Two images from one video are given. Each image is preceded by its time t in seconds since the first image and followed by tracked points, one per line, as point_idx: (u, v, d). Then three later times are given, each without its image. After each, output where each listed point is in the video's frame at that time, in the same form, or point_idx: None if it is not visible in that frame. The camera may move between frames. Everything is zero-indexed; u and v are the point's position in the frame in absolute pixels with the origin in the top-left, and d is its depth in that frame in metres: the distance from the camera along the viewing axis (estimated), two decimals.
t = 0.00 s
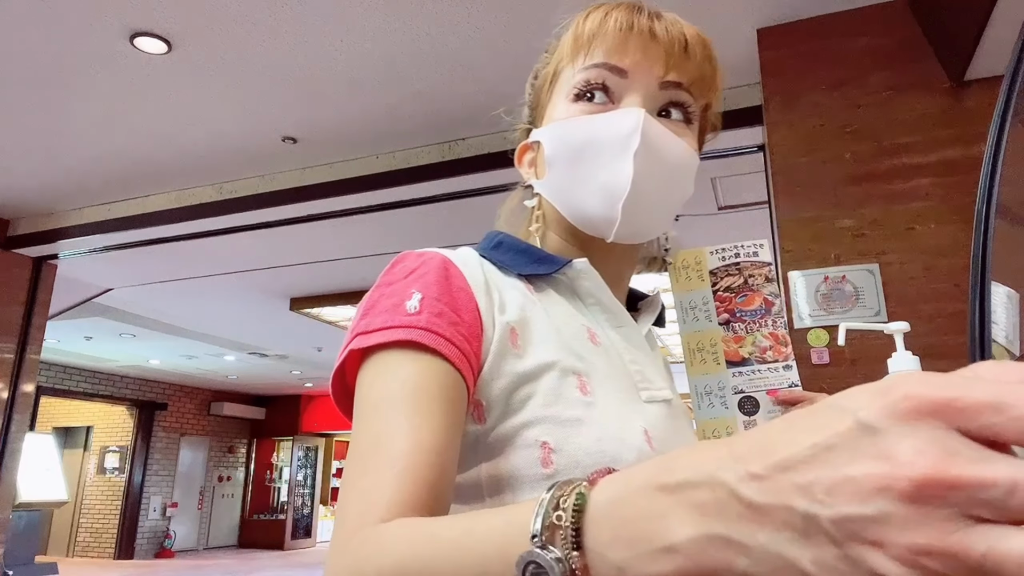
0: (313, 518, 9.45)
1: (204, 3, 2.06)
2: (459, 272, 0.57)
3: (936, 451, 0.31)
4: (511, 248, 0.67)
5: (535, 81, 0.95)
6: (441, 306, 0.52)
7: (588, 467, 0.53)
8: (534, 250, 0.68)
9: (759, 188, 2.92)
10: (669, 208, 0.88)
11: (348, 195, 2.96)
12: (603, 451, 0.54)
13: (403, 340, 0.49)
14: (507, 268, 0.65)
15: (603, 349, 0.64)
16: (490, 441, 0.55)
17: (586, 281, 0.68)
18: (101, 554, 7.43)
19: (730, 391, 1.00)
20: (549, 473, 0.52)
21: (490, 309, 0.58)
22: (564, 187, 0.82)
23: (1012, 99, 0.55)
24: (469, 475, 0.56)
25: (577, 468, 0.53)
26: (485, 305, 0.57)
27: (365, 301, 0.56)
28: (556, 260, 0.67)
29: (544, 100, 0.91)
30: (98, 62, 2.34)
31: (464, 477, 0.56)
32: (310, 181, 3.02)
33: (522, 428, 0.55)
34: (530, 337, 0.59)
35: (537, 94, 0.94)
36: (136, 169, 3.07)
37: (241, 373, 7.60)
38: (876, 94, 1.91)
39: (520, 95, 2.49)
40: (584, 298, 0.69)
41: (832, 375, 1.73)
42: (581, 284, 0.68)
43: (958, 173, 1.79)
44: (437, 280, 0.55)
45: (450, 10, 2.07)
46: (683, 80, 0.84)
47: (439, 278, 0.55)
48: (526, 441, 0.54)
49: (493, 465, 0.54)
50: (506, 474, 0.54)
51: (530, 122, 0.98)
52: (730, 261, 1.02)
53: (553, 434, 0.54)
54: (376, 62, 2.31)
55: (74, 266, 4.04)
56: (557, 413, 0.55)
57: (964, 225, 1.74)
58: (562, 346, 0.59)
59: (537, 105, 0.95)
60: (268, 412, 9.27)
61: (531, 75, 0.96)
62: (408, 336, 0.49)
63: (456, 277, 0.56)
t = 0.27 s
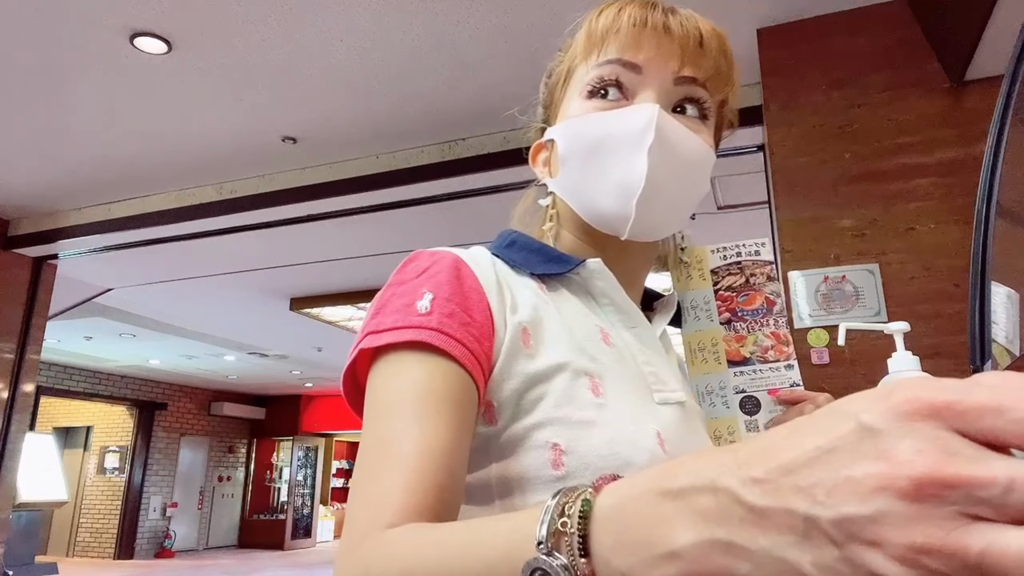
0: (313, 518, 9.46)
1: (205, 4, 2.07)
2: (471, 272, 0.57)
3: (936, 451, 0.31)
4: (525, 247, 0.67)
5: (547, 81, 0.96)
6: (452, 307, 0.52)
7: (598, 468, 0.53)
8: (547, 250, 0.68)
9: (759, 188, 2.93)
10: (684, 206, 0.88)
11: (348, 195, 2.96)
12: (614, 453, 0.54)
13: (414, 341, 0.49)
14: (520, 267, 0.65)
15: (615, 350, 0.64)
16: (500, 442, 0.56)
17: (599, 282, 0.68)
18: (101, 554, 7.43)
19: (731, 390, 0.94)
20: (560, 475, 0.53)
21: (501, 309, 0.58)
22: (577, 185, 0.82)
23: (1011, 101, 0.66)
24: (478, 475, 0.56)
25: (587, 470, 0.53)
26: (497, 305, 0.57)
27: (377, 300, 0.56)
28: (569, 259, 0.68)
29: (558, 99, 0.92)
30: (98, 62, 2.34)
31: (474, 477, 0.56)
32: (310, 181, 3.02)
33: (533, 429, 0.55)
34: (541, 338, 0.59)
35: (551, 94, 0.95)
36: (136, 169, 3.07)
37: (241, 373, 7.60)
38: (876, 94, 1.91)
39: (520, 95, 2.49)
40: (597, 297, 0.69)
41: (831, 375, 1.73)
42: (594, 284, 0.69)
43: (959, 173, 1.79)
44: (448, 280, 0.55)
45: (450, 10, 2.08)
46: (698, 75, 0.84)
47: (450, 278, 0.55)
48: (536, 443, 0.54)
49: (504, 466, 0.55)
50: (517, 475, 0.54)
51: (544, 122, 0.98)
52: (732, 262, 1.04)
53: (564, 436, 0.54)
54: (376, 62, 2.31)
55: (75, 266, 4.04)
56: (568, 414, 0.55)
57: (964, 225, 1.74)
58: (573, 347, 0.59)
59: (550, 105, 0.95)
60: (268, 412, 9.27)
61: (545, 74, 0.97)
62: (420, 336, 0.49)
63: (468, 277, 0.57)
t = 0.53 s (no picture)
0: (313, 518, 9.46)
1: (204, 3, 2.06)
2: (487, 272, 0.57)
3: (929, 446, 0.31)
4: (541, 246, 0.67)
5: (564, 77, 0.95)
6: (468, 307, 0.52)
7: (616, 472, 0.53)
8: (565, 248, 0.68)
9: (758, 188, 2.93)
10: (702, 205, 0.87)
11: (348, 195, 2.96)
12: (632, 457, 0.53)
13: (428, 341, 0.49)
14: (539, 267, 0.65)
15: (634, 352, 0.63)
16: (516, 444, 0.55)
17: (618, 281, 0.67)
18: (101, 554, 7.43)
19: (743, 390, 0.93)
20: (578, 477, 0.52)
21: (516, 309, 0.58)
22: (595, 182, 0.81)
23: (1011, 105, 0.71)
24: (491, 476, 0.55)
25: (606, 473, 0.53)
26: (512, 305, 0.57)
27: (391, 299, 0.56)
28: (587, 259, 0.67)
29: (576, 95, 0.91)
30: (98, 61, 2.34)
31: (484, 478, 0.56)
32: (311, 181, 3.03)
33: (550, 431, 0.54)
34: (558, 339, 0.58)
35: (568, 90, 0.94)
36: (136, 169, 3.07)
37: (240, 373, 7.60)
38: (877, 94, 1.91)
39: (520, 96, 2.49)
40: (616, 298, 0.68)
41: (832, 375, 1.73)
42: (613, 285, 0.68)
43: (958, 173, 1.79)
44: (464, 280, 0.55)
45: (450, 10, 2.08)
46: (718, 69, 0.83)
47: (466, 278, 0.55)
48: (553, 446, 0.54)
49: (518, 467, 0.54)
50: (533, 478, 0.53)
51: (560, 118, 0.98)
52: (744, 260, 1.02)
53: (582, 438, 0.54)
54: (376, 61, 2.31)
55: (74, 266, 4.04)
56: (585, 416, 0.54)
57: (964, 225, 1.74)
58: (591, 348, 0.59)
59: (567, 102, 0.95)
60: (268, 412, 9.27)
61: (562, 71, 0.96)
62: (434, 336, 0.49)
63: (484, 277, 0.56)
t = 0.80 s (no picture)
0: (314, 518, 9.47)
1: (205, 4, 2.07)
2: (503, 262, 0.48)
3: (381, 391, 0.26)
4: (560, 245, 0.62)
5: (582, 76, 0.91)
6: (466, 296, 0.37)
7: (643, 477, 0.48)
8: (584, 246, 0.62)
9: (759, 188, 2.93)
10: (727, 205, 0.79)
11: (348, 195, 2.96)
12: (658, 460, 0.49)
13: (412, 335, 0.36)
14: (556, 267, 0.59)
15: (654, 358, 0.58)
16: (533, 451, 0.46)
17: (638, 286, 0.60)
18: (101, 554, 7.44)
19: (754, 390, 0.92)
20: (605, 481, 0.47)
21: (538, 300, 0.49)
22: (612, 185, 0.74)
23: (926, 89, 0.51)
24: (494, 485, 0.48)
25: (633, 479, 0.48)
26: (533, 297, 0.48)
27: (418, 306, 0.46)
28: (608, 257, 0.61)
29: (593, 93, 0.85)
30: (98, 62, 2.34)
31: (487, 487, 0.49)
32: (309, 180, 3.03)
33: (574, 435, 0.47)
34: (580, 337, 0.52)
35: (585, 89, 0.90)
36: (136, 169, 3.07)
37: (241, 373, 7.61)
38: (877, 94, 1.91)
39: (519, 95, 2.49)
40: (635, 303, 0.61)
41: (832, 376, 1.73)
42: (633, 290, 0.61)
43: (959, 173, 1.79)
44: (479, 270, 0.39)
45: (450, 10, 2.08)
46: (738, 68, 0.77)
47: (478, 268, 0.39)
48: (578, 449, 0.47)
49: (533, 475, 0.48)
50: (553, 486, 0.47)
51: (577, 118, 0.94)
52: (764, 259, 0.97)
53: (607, 442, 0.48)
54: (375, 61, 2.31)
55: (75, 266, 4.05)
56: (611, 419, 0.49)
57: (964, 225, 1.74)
58: (612, 349, 0.54)
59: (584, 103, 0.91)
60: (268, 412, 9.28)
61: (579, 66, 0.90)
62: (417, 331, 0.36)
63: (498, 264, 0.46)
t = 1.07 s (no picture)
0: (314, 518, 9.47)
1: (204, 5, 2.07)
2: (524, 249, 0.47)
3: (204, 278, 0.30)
4: (572, 245, 0.62)
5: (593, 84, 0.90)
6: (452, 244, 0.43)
7: (648, 469, 0.48)
8: (596, 249, 0.62)
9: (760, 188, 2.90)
10: (734, 210, 0.79)
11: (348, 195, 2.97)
12: (663, 456, 0.49)
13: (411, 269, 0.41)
14: (568, 265, 0.59)
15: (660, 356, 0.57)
16: (542, 432, 0.47)
17: (647, 284, 0.61)
18: (101, 554, 7.44)
19: (756, 390, 0.91)
20: (609, 472, 0.47)
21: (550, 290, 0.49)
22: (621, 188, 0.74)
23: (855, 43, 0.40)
24: (496, 464, 0.48)
25: (639, 471, 0.48)
26: (545, 286, 0.48)
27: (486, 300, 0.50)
28: (617, 259, 0.61)
29: (605, 100, 0.85)
30: (98, 61, 2.34)
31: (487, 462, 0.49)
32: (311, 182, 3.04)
33: (583, 422, 0.48)
34: (591, 326, 0.51)
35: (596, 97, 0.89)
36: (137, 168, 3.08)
37: (241, 373, 7.61)
38: (877, 94, 1.91)
39: (519, 95, 2.49)
40: (642, 300, 0.62)
41: (831, 375, 1.73)
42: (639, 287, 0.62)
43: (958, 173, 1.79)
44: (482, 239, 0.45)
45: (449, 10, 2.08)
46: (751, 76, 0.77)
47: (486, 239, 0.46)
48: (586, 438, 0.48)
49: (538, 458, 0.48)
50: (558, 469, 0.48)
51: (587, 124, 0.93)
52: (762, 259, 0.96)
53: (613, 430, 0.48)
54: (374, 60, 2.31)
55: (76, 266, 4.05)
56: (621, 411, 0.49)
57: (964, 225, 1.74)
58: (621, 342, 0.53)
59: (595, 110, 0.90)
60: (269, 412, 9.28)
61: (594, 73, 0.90)
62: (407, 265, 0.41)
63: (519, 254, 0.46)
